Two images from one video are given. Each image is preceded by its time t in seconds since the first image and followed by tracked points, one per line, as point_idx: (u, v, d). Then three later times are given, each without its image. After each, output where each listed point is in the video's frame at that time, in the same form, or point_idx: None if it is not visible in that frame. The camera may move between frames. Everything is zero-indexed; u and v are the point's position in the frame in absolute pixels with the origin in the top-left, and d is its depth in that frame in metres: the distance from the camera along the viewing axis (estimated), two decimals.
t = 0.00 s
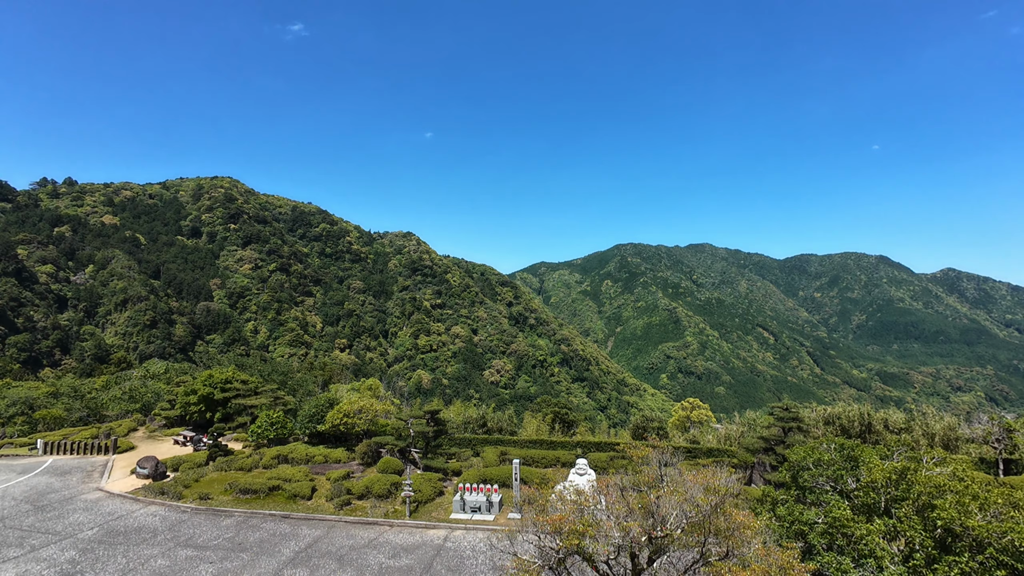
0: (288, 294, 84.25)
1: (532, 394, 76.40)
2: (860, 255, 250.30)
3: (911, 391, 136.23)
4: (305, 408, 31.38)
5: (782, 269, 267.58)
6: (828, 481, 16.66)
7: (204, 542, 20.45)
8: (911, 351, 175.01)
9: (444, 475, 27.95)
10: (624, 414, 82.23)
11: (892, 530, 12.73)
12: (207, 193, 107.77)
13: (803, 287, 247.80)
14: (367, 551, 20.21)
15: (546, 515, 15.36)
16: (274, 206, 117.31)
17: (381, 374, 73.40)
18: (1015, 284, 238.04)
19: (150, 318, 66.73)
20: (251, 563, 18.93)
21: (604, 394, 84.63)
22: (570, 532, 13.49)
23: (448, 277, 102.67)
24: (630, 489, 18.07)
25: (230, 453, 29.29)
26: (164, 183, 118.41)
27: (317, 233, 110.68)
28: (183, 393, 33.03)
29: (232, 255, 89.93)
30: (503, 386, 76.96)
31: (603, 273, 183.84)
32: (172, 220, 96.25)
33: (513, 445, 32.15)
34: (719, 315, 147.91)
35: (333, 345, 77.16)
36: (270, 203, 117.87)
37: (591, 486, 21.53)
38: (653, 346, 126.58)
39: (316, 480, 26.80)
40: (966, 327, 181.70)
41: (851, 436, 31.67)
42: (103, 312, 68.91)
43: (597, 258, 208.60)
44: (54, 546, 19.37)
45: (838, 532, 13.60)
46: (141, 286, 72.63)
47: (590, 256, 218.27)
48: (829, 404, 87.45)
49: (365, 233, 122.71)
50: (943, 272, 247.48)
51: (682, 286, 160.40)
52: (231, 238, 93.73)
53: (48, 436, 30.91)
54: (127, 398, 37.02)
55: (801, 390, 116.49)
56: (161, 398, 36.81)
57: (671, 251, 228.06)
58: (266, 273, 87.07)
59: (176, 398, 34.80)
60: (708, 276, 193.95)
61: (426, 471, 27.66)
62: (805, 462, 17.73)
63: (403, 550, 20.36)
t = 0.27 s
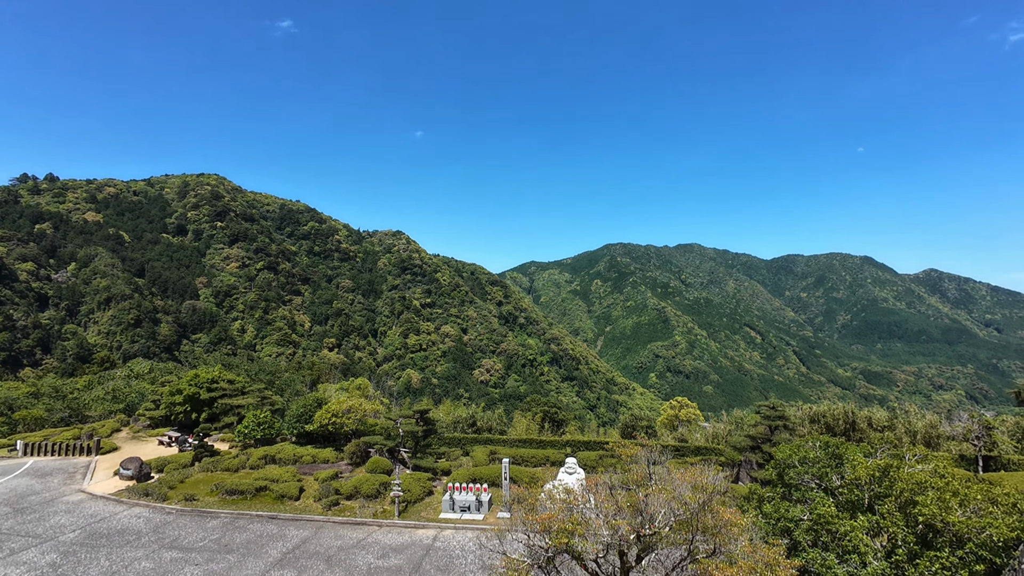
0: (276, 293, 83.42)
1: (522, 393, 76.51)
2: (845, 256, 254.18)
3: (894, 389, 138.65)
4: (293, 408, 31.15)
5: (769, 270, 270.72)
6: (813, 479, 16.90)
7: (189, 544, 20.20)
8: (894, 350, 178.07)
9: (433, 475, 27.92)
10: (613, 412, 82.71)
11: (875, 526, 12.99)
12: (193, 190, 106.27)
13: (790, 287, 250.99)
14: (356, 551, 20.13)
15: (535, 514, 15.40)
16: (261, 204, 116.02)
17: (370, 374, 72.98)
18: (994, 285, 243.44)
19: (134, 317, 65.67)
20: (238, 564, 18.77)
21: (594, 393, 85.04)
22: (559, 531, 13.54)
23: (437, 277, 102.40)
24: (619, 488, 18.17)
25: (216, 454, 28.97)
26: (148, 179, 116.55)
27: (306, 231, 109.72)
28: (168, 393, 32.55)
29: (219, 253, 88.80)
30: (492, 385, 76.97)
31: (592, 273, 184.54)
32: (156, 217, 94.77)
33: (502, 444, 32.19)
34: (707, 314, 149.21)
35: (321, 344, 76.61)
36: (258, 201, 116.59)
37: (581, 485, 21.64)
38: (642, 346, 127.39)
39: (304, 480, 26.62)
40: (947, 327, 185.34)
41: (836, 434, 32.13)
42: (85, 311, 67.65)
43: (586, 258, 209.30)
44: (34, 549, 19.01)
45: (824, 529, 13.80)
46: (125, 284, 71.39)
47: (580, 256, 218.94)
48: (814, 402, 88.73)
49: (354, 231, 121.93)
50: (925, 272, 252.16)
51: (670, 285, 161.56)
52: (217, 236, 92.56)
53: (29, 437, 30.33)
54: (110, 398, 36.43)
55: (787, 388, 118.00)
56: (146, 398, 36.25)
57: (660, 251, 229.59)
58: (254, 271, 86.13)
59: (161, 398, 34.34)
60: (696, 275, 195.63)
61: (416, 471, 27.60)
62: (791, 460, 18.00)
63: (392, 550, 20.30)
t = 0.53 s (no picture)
0: (270, 292, 83.01)
1: (517, 393, 76.59)
2: (838, 255, 256.05)
3: (886, 388, 139.89)
4: (287, 408, 31.02)
5: (763, 269, 272.26)
6: (805, 477, 17.04)
7: (182, 544, 20.09)
8: (886, 349, 179.56)
9: (428, 474, 27.91)
10: (608, 411, 82.95)
11: (867, 524, 13.14)
12: (186, 188, 105.51)
13: (783, 287, 252.63)
14: (351, 551, 20.10)
15: (530, 513, 15.42)
16: (255, 203, 115.38)
17: (365, 373, 72.77)
18: (984, 285, 246.07)
19: (127, 316, 65.17)
20: (232, 565, 18.70)
21: (588, 392, 85.25)
22: (554, 530, 13.59)
23: (432, 276, 102.28)
24: (613, 487, 18.25)
25: (209, 454, 28.81)
26: (140, 177, 115.56)
27: (300, 230, 109.23)
28: (160, 392, 32.34)
29: (212, 252, 88.24)
30: (487, 385, 77.01)
31: (587, 272, 184.90)
32: (149, 216, 94.00)
33: (497, 443, 32.22)
34: (701, 314, 149.88)
35: (315, 344, 76.33)
36: (252, 200, 115.95)
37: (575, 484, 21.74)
38: (637, 345, 127.79)
39: (298, 480, 26.53)
40: (938, 327, 187.04)
41: (828, 433, 32.38)
42: (76, 310, 67.01)
43: (581, 257, 209.63)
44: (25, 550, 18.85)
45: (816, 527, 13.93)
46: (117, 283, 70.77)
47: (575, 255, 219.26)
48: (806, 402, 89.42)
49: (349, 230, 121.53)
50: (916, 272, 254.51)
51: (665, 285, 162.16)
52: (211, 235, 91.97)
53: (18, 437, 30.00)
54: (102, 398, 36.13)
55: (780, 387, 118.77)
56: (138, 398, 36.01)
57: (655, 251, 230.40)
58: (247, 270, 85.65)
59: (153, 397, 34.11)
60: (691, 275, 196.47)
61: (410, 470, 27.58)
62: (784, 459, 18.15)
63: (387, 550, 20.28)
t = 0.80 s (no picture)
0: (270, 291, 83.02)
1: (517, 392, 76.61)
2: (838, 255, 256.03)
3: (886, 387, 139.88)
4: (287, 407, 31.03)
5: (763, 269, 272.25)
6: (806, 477, 17.05)
7: (182, 544, 20.10)
8: (886, 349, 179.56)
9: (428, 474, 27.92)
10: (608, 411, 82.97)
11: (867, 523, 13.17)
12: (186, 188, 105.49)
13: (783, 286, 252.63)
14: (351, 550, 20.12)
15: (530, 512, 15.44)
16: (255, 202, 115.37)
17: (365, 373, 72.74)
18: (984, 285, 246.04)
19: (127, 315, 65.19)
20: (233, 564, 18.72)
21: (588, 392, 85.27)
22: (554, 529, 13.58)
23: (432, 275, 102.28)
24: (614, 486, 18.26)
25: (209, 453, 28.81)
26: (140, 177, 115.52)
27: (300, 230, 109.22)
28: (160, 392, 32.31)
29: (212, 252, 88.25)
30: (487, 384, 77.04)
31: (588, 272, 184.91)
32: (149, 215, 93.99)
33: (497, 443, 32.23)
34: (701, 314, 149.91)
35: (316, 343, 76.36)
36: (252, 199, 115.93)
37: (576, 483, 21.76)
38: (637, 345, 127.79)
39: (298, 479, 26.54)
40: (938, 326, 187.00)
41: (828, 433, 32.38)
42: (77, 310, 67.01)
43: (581, 257, 209.66)
44: (26, 550, 18.87)
45: (816, 526, 13.94)
46: (117, 282, 70.76)
47: (575, 255, 219.26)
48: (805, 401, 89.48)
49: (349, 229, 121.52)
50: (916, 272, 254.44)
51: (665, 284, 162.17)
52: (211, 234, 91.96)
53: (19, 437, 30.00)
54: (102, 397, 36.13)
55: (780, 387, 118.76)
56: (138, 397, 36.00)
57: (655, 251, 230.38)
58: (248, 270, 85.64)
59: (154, 397, 34.12)
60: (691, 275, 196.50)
61: (410, 470, 27.60)
62: (784, 458, 18.17)
63: (387, 549, 20.31)
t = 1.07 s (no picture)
0: (277, 291, 83.47)
1: (522, 392, 76.62)
2: (845, 255, 254.27)
3: (894, 388, 138.77)
4: (293, 406, 31.19)
5: (769, 269, 270.83)
6: (813, 478, 16.95)
7: (190, 541, 20.27)
8: (894, 349, 178.22)
9: (433, 473, 27.99)
10: (612, 411, 82.84)
11: (875, 525, 13.10)
12: (193, 188, 106.20)
13: (790, 286, 251.12)
14: (357, 549, 20.20)
15: (536, 513, 15.44)
16: (262, 203, 116.03)
17: (370, 372, 73.00)
18: (993, 285, 243.59)
19: (135, 315, 65.73)
20: (240, 562, 18.86)
21: (593, 392, 85.18)
22: (560, 529, 13.58)
23: (437, 275, 102.45)
24: (619, 487, 18.23)
25: (216, 452, 29.00)
26: (148, 178, 116.44)
27: (306, 230, 109.69)
28: (168, 391, 32.54)
29: (219, 252, 88.81)
30: (492, 384, 77.12)
31: (592, 272, 184.62)
32: (157, 215, 94.70)
33: (502, 442, 32.25)
34: (706, 313, 149.36)
35: (321, 342, 76.70)
36: (258, 200, 116.55)
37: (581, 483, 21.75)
38: (642, 344, 127.47)
39: (304, 478, 26.67)
40: (947, 326, 185.32)
41: (835, 433, 32.19)
42: (86, 309, 67.63)
43: (586, 257, 209.42)
44: (36, 547, 19.10)
45: (823, 528, 13.88)
46: (126, 283, 71.35)
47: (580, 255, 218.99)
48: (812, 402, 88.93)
49: (354, 229, 121.94)
50: (924, 271, 252.19)
51: (670, 284, 161.64)
52: (218, 235, 92.54)
53: (29, 435, 30.31)
54: (111, 396, 36.47)
55: (787, 387, 118.12)
56: (146, 396, 36.29)
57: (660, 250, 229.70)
58: (254, 270, 86.13)
59: (161, 396, 34.39)
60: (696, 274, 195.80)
61: (416, 469, 27.69)
62: (791, 459, 18.08)
63: (393, 548, 20.38)
